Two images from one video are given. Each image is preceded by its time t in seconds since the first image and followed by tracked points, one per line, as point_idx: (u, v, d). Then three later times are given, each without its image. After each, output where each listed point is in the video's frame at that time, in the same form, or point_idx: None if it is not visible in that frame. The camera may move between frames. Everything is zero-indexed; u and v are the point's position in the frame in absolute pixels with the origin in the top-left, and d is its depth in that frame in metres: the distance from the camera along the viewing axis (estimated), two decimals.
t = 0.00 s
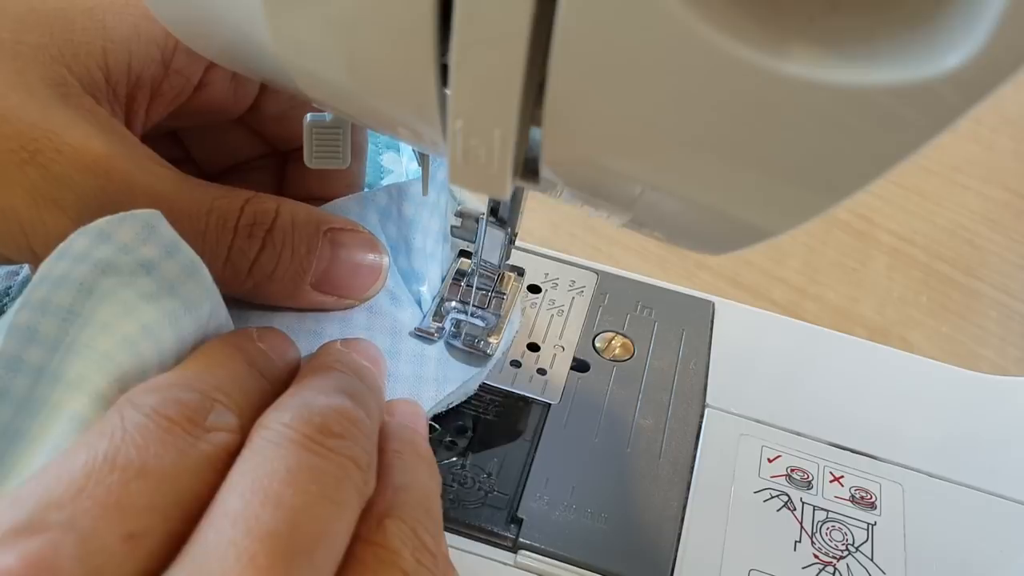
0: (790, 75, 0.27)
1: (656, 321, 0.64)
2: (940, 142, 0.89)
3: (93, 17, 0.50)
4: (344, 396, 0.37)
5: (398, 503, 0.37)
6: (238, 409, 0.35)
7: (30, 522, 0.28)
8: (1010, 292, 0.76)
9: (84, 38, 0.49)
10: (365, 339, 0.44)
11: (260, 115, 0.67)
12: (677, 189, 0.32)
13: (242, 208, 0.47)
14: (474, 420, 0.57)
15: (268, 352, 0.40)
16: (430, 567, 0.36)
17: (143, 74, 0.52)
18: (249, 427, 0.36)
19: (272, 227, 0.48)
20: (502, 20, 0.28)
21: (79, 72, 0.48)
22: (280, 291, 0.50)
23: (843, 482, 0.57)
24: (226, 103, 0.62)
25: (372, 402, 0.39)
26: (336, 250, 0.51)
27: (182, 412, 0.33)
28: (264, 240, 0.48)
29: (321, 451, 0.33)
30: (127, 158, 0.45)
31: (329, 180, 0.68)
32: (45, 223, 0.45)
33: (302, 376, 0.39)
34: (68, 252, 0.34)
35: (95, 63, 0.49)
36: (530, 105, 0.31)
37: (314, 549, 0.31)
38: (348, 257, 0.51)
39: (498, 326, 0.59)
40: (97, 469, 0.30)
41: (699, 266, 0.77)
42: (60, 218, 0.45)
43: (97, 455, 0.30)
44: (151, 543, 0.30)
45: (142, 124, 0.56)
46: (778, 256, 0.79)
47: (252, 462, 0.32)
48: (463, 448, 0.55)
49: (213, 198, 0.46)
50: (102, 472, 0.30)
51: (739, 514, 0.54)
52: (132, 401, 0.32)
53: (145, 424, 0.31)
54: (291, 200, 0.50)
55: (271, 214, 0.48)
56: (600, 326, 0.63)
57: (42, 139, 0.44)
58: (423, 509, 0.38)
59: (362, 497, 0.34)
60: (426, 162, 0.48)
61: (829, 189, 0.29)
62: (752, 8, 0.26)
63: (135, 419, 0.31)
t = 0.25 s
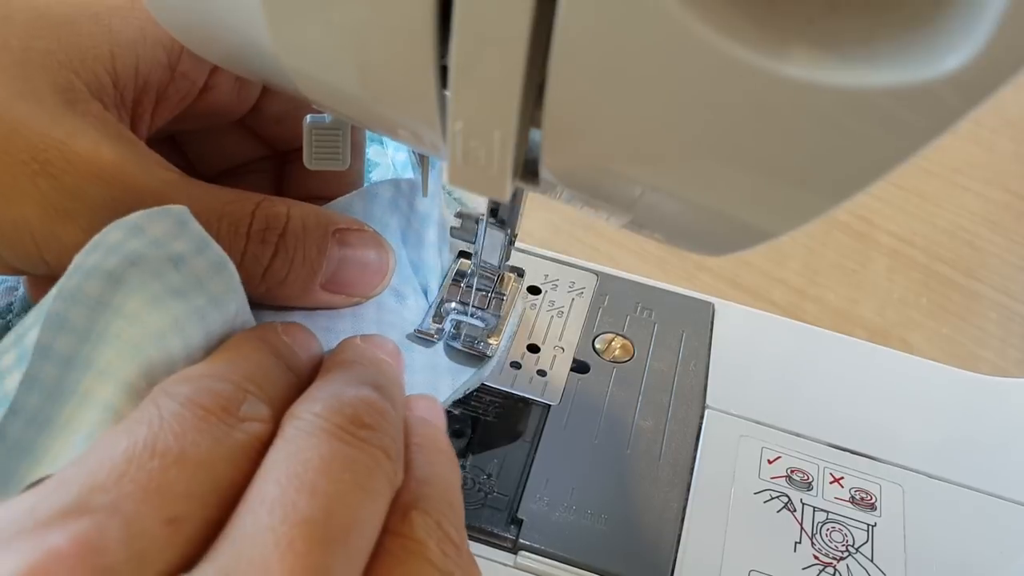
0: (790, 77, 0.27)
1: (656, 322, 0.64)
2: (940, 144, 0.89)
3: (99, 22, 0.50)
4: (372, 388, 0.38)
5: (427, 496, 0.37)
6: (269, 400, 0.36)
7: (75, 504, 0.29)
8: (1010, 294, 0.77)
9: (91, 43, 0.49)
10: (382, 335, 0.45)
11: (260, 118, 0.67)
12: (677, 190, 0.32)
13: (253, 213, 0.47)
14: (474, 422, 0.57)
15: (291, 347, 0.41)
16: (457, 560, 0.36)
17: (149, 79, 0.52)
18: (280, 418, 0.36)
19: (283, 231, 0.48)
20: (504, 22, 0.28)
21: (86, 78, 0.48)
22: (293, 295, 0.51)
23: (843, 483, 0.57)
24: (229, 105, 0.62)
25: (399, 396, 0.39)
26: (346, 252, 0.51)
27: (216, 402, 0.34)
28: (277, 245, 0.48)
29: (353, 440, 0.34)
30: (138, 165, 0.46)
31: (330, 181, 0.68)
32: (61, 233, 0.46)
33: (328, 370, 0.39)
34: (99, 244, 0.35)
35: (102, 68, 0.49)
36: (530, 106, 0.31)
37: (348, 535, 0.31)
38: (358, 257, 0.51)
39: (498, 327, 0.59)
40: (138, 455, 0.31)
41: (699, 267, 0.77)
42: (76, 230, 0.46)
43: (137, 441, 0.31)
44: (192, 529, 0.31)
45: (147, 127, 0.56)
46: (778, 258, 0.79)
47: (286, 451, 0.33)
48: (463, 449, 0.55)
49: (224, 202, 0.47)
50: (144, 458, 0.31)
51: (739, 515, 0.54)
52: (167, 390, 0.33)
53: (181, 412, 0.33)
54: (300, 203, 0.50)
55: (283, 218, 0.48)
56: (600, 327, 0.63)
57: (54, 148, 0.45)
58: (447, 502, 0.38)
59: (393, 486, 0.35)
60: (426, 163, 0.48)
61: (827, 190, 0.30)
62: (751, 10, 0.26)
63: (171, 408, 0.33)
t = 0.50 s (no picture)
0: (790, 78, 0.27)
1: (656, 323, 0.64)
2: (940, 144, 0.89)
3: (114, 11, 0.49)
4: (364, 398, 0.38)
5: (417, 508, 0.38)
6: (261, 405, 0.37)
7: (55, 521, 0.30)
8: (1009, 294, 0.76)
9: (107, 35, 0.48)
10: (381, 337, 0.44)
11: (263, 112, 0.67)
12: (677, 191, 0.32)
13: (263, 192, 0.47)
14: (474, 422, 0.57)
15: (288, 344, 0.40)
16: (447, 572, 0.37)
17: (163, 71, 0.52)
18: (271, 424, 0.37)
19: (293, 211, 0.48)
20: (503, 22, 0.28)
21: (101, 68, 0.48)
22: (302, 275, 0.50)
23: (843, 484, 0.56)
24: (236, 100, 0.62)
25: (392, 404, 0.40)
26: (354, 229, 0.50)
27: (206, 409, 0.34)
28: (285, 224, 0.48)
29: (343, 455, 0.35)
30: (159, 154, 0.46)
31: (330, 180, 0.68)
32: (78, 214, 0.46)
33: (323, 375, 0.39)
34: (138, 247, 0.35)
35: (117, 59, 0.49)
36: (530, 107, 0.31)
37: (336, 553, 0.32)
38: (367, 233, 0.50)
39: (497, 331, 0.59)
40: (123, 466, 0.31)
41: (698, 268, 0.77)
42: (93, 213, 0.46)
43: (121, 452, 0.31)
44: (175, 545, 0.32)
45: (158, 118, 0.56)
46: (778, 258, 0.79)
47: (276, 464, 0.34)
48: (463, 450, 0.55)
49: (235, 181, 0.47)
50: (127, 471, 0.31)
51: (739, 516, 0.54)
52: (155, 395, 0.34)
53: (169, 421, 0.33)
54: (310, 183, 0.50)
55: (291, 197, 0.48)
56: (600, 328, 0.63)
57: (73, 135, 0.45)
58: (439, 513, 0.39)
59: (382, 501, 0.36)
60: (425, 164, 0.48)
61: (828, 191, 0.29)
62: (751, 11, 0.26)
63: (158, 415, 0.33)
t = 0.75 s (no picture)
0: (791, 78, 0.27)
1: (656, 322, 0.64)
2: (939, 143, 0.89)
3: None
4: (320, 382, 0.37)
5: (377, 490, 0.37)
6: (213, 389, 0.35)
7: None
8: (1009, 293, 0.77)
9: (83, 11, 0.50)
10: (349, 324, 0.44)
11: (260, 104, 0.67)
12: (677, 190, 0.32)
13: (238, 193, 0.46)
14: (474, 422, 0.57)
15: (248, 326, 0.39)
16: (409, 554, 0.36)
17: (142, 51, 0.53)
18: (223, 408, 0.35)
19: (269, 215, 0.47)
20: (502, 22, 0.28)
21: (79, 44, 0.49)
22: (271, 280, 0.50)
23: (843, 484, 0.56)
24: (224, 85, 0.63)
25: (350, 389, 0.39)
26: (327, 243, 0.50)
27: (152, 395, 0.32)
28: (260, 228, 0.47)
29: (295, 439, 0.33)
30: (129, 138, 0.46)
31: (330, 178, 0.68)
32: (39, 189, 0.45)
33: (279, 358, 0.38)
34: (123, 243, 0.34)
35: (93, 35, 0.50)
36: (530, 107, 0.31)
37: (282, 539, 0.31)
38: (339, 249, 0.50)
39: (498, 329, 0.59)
40: (57, 456, 0.30)
41: (698, 268, 0.77)
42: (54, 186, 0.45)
43: (56, 442, 0.30)
44: (114, 535, 0.30)
45: (142, 104, 0.58)
46: (778, 258, 0.79)
47: (222, 450, 0.32)
48: (463, 450, 0.55)
49: (210, 179, 0.47)
50: (62, 459, 0.30)
51: (740, 515, 0.54)
52: (99, 382, 0.32)
53: (111, 408, 0.31)
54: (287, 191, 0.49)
55: (268, 202, 0.47)
56: (600, 327, 0.63)
57: (40, 105, 0.45)
58: (400, 496, 0.38)
59: (335, 486, 0.34)
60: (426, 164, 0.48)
61: (829, 190, 0.29)
62: (751, 11, 0.26)
63: (101, 402, 0.31)
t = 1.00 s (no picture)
0: (791, 78, 0.27)
1: (657, 322, 0.64)
2: (940, 143, 0.89)
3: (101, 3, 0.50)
4: (345, 384, 0.37)
5: (400, 489, 0.37)
6: (240, 393, 0.35)
7: (30, 495, 0.28)
8: (1009, 294, 0.76)
9: (91, 24, 0.49)
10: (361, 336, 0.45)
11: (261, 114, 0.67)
12: (677, 190, 0.32)
13: (246, 200, 0.46)
14: (474, 423, 0.57)
15: (269, 341, 0.39)
16: (435, 550, 0.36)
17: (148, 64, 0.52)
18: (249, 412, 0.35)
19: (276, 220, 0.47)
20: (503, 22, 0.28)
21: (86, 57, 0.48)
22: (281, 287, 0.50)
23: (843, 484, 0.56)
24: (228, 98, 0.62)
25: (373, 392, 0.39)
26: (332, 249, 0.50)
27: (185, 394, 0.33)
28: (269, 235, 0.47)
29: (324, 434, 0.33)
30: (137, 150, 0.45)
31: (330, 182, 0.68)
32: (50, 205, 0.45)
33: (301, 366, 0.38)
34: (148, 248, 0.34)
35: (100, 48, 0.49)
36: (530, 107, 0.31)
37: (315, 528, 0.30)
38: (346, 255, 0.51)
39: (498, 329, 0.59)
40: (99, 444, 0.29)
41: (698, 268, 0.77)
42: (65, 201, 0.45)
43: (99, 431, 0.30)
44: (154, 521, 0.30)
45: (146, 115, 0.57)
46: (778, 258, 0.79)
47: (251, 444, 0.32)
48: (463, 450, 0.55)
49: (216, 188, 0.46)
50: (104, 447, 0.29)
51: (740, 516, 0.54)
52: (134, 380, 0.32)
53: (148, 403, 0.31)
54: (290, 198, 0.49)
55: (275, 208, 0.47)
56: (600, 327, 0.63)
57: (46, 118, 0.44)
58: (424, 495, 0.38)
59: (364, 482, 0.34)
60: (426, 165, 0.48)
61: (828, 190, 0.29)
62: (751, 10, 0.26)
63: (137, 398, 0.31)
